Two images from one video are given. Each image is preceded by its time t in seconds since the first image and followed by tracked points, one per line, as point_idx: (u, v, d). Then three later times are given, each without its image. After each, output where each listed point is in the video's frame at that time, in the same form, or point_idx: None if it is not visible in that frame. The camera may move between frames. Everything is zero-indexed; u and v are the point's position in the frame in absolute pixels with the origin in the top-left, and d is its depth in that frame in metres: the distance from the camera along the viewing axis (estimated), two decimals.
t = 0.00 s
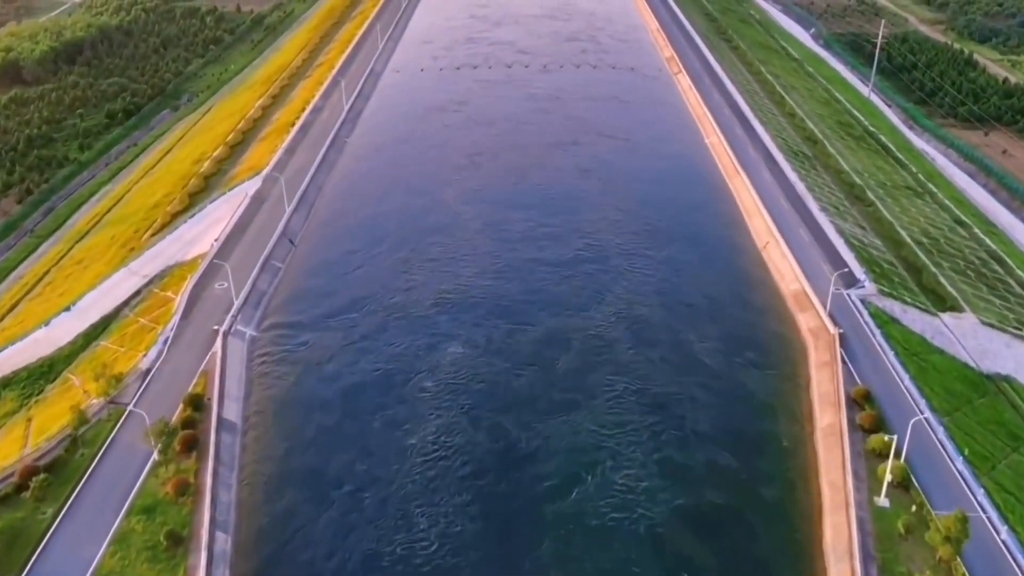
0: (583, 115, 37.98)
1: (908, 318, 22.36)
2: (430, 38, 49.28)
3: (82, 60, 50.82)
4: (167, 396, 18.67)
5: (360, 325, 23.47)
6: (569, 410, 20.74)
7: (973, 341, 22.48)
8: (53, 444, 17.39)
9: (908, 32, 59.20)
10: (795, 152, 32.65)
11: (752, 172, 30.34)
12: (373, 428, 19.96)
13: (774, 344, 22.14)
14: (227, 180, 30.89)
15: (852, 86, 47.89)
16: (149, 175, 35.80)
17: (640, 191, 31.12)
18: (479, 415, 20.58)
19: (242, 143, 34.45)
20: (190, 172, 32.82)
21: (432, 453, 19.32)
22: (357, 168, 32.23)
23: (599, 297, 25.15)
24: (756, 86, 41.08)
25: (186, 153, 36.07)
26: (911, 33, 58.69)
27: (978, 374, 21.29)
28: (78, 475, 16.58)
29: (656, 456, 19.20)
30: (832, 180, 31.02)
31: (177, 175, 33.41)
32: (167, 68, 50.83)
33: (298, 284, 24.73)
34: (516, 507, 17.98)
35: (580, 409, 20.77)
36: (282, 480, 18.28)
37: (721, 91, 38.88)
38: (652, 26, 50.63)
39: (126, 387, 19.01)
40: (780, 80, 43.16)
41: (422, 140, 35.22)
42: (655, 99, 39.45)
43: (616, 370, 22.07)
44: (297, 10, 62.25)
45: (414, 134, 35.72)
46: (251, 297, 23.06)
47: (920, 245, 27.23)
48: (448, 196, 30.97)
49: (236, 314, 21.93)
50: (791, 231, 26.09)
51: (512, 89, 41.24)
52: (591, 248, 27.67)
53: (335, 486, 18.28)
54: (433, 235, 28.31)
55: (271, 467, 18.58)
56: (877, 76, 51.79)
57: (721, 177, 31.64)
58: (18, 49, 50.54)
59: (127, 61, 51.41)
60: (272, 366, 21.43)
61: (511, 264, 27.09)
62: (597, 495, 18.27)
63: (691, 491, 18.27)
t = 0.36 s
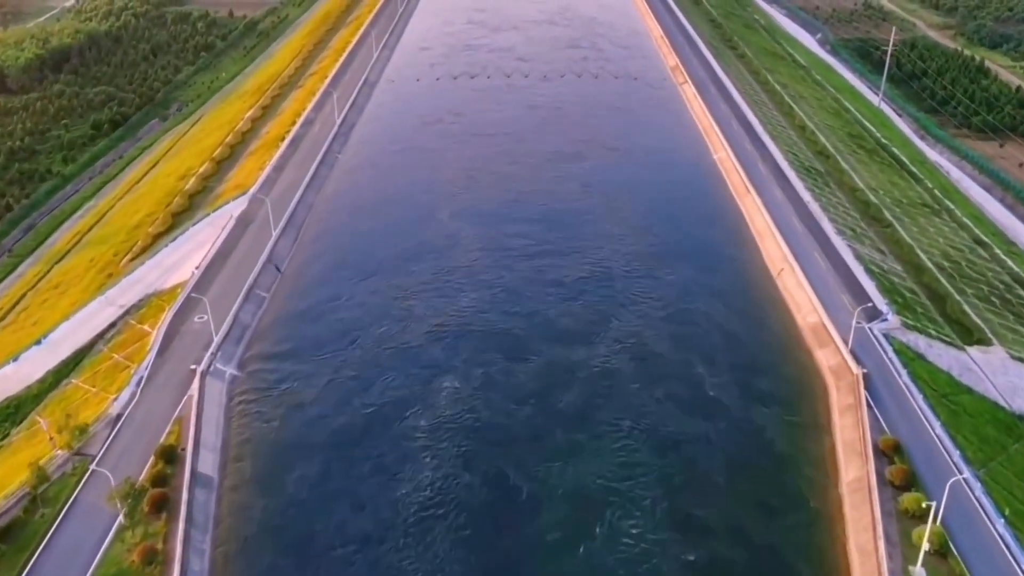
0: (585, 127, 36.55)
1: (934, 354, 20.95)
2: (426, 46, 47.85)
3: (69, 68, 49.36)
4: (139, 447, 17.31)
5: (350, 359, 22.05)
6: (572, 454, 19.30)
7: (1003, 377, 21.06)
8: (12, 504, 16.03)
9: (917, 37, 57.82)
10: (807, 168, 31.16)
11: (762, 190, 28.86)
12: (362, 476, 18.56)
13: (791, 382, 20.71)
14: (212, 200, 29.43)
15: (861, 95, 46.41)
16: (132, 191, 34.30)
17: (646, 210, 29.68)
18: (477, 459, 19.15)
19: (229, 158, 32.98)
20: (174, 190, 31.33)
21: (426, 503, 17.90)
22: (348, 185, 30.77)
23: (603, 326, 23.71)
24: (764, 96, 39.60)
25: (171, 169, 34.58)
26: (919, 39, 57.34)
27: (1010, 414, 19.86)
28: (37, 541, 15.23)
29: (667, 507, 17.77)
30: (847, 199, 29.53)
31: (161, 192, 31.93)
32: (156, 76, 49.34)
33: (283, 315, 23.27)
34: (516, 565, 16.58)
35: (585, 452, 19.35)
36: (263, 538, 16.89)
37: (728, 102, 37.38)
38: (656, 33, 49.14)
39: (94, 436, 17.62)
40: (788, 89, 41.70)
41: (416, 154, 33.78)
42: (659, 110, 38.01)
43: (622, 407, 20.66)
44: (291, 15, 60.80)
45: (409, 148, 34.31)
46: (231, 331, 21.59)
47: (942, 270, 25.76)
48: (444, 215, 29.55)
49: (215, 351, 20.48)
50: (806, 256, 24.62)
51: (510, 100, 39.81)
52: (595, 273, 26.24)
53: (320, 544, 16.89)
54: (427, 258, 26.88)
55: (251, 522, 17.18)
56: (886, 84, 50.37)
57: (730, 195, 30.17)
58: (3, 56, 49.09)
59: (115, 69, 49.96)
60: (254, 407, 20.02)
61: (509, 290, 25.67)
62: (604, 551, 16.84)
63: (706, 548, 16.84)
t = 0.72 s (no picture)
0: (588, 140, 35.14)
1: (967, 396, 19.51)
2: (422, 54, 46.45)
3: (55, 77, 47.94)
4: (103, 506, 16.05)
5: (339, 398, 20.62)
6: (577, 504, 17.90)
7: None
8: None
9: (926, 43, 56.48)
10: (821, 186, 29.67)
11: (776, 211, 27.38)
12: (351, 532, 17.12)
13: (812, 428, 19.26)
14: (196, 221, 27.96)
15: (871, 106, 44.98)
16: (115, 209, 32.82)
17: (652, 231, 28.29)
18: (475, 511, 17.72)
19: (215, 175, 31.49)
20: (157, 209, 29.84)
21: (420, 563, 16.47)
22: (340, 204, 29.33)
23: (608, 360, 22.29)
24: (772, 108, 38.11)
25: (156, 185, 33.11)
26: (929, 44, 55.95)
27: None
28: None
29: (682, 569, 16.34)
30: (863, 219, 28.07)
31: (143, 211, 30.46)
32: (145, 84, 47.90)
33: (267, 350, 21.83)
34: None
35: (592, 503, 17.93)
36: None
37: (736, 114, 35.89)
38: (660, 40, 47.72)
39: (55, 494, 16.38)
40: (797, 100, 40.25)
41: (411, 170, 32.36)
42: (664, 122, 36.58)
43: (632, 452, 19.22)
44: (285, 21, 59.41)
45: (404, 163, 32.89)
46: (211, 371, 20.12)
47: (967, 297, 24.28)
48: (441, 237, 28.13)
49: (192, 395, 19.02)
50: (824, 285, 23.12)
51: (509, 111, 38.41)
52: (599, 300, 24.83)
53: None
54: (422, 284, 25.46)
55: None
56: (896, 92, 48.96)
57: (741, 216, 28.70)
58: None
59: (102, 78, 48.52)
60: (234, 456, 18.59)
61: (509, 318, 24.25)
62: None
63: None
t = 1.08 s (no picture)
0: (591, 155, 33.81)
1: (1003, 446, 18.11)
2: (418, 62, 45.06)
3: (39, 85, 46.52)
4: None
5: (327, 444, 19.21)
6: (583, 562, 16.52)
7: None
8: None
9: (936, 49, 55.11)
10: (836, 206, 28.25)
11: (789, 233, 25.95)
12: None
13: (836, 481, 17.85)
14: (178, 245, 26.51)
15: (882, 116, 43.58)
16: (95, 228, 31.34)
17: (658, 256, 26.95)
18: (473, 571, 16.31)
19: (199, 194, 30.04)
20: (139, 229, 28.39)
21: None
22: (331, 226, 27.95)
23: (613, 396, 20.94)
24: (781, 120, 36.68)
25: (139, 203, 31.65)
26: (939, 51, 54.65)
27: None
28: None
29: None
30: (881, 242, 26.66)
31: (124, 231, 29.01)
32: (133, 93, 46.44)
33: (250, 390, 20.46)
34: None
35: (599, 563, 16.51)
36: None
37: (745, 126, 34.44)
38: (663, 48, 46.30)
39: (10, 565, 15.01)
40: (807, 111, 38.83)
41: (406, 188, 31.01)
42: (669, 136, 35.19)
43: (642, 503, 17.80)
44: (278, 27, 58.02)
45: (399, 181, 31.52)
46: (187, 417, 18.73)
47: (996, 328, 22.84)
48: (437, 261, 26.79)
49: (164, 446, 17.63)
50: (844, 318, 21.69)
51: (509, 123, 37.05)
52: (603, 331, 23.48)
53: None
54: (416, 313, 24.09)
55: None
56: (907, 100, 47.57)
57: (752, 237, 27.27)
58: None
59: (88, 87, 47.10)
60: (210, 514, 17.18)
61: (508, 349, 22.88)
62: None
63: None
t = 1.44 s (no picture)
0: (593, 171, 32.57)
1: None
2: (414, 71, 43.82)
3: (25, 96, 45.23)
4: None
5: (312, 491, 17.96)
6: None
7: None
8: None
9: (945, 57, 53.91)
10: (851, 228, 26.98)
11: (803, 257, 24.68)
12: None
13: (862, 537, 16.61)
14: (160, 270, 25.22)
15: (892, 128, 42.31)
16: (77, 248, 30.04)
17: (663, 280, 25.70)
18: None
19: (185, 213, 28.74)
20: (120, 251, 27.09)
21: None
22: (321, 248, 26.69)
23: (619, 434, 19.68)
24: (790, 133, 35.41)
25: (122, 222, 30.36)
26: (948, 59, 53.45)
27: None
28: None
29: None
30: (899, 266, 25.38)
31: (105, 254, 27.70)
32: (121, 103, 45.15)
33: (231, 432, 19.20)
34: None
35: None
36: None
37: (753, 140, 33.16)
38: (667, 57, 45.06)
39: None
40: (817, 124, 37.59)
41: (401, 207, 29.77)
42: (674, 150, 33.93)
43: (651, 558, 16.57)
44: (272, 35, 56.81)
45: (394, 199, 30.27)
46: (161, 467, 17.49)
47: None
48: (433, 286, 25.54)
49: (135, 503, 16.40)
50: (865, 354, 20.43)
51: (508, 136, 35.84)
52: (607, 363, 22.22)
53: None
54: (409, 343, 22.82)
55: None
56: (917, 110, 46.30)
57: (763, 261, 25.99)
58: None
59: (76, 97, 45.82)
60: None
61: (506, 382, 21.59)
62: None
63: None
